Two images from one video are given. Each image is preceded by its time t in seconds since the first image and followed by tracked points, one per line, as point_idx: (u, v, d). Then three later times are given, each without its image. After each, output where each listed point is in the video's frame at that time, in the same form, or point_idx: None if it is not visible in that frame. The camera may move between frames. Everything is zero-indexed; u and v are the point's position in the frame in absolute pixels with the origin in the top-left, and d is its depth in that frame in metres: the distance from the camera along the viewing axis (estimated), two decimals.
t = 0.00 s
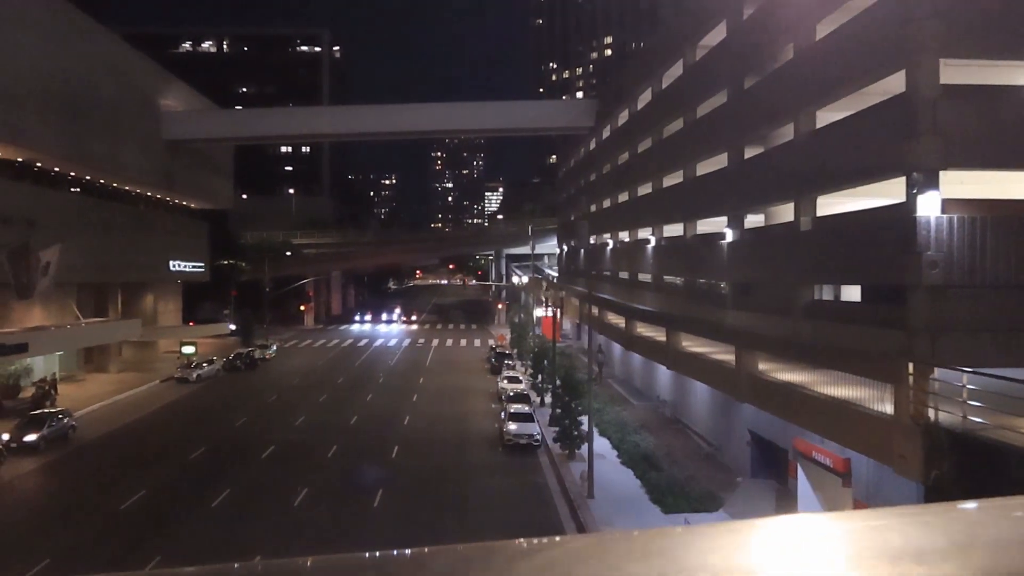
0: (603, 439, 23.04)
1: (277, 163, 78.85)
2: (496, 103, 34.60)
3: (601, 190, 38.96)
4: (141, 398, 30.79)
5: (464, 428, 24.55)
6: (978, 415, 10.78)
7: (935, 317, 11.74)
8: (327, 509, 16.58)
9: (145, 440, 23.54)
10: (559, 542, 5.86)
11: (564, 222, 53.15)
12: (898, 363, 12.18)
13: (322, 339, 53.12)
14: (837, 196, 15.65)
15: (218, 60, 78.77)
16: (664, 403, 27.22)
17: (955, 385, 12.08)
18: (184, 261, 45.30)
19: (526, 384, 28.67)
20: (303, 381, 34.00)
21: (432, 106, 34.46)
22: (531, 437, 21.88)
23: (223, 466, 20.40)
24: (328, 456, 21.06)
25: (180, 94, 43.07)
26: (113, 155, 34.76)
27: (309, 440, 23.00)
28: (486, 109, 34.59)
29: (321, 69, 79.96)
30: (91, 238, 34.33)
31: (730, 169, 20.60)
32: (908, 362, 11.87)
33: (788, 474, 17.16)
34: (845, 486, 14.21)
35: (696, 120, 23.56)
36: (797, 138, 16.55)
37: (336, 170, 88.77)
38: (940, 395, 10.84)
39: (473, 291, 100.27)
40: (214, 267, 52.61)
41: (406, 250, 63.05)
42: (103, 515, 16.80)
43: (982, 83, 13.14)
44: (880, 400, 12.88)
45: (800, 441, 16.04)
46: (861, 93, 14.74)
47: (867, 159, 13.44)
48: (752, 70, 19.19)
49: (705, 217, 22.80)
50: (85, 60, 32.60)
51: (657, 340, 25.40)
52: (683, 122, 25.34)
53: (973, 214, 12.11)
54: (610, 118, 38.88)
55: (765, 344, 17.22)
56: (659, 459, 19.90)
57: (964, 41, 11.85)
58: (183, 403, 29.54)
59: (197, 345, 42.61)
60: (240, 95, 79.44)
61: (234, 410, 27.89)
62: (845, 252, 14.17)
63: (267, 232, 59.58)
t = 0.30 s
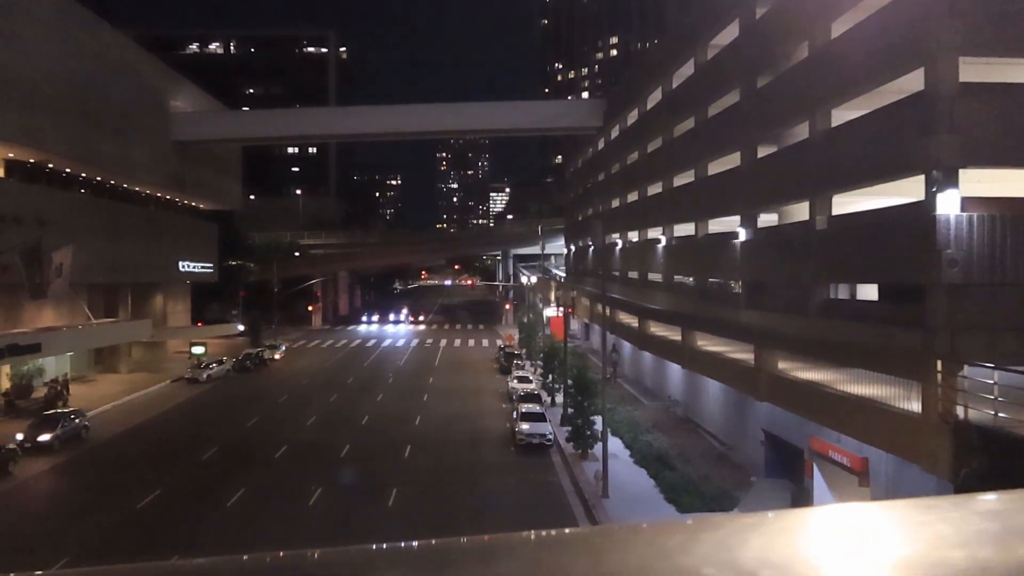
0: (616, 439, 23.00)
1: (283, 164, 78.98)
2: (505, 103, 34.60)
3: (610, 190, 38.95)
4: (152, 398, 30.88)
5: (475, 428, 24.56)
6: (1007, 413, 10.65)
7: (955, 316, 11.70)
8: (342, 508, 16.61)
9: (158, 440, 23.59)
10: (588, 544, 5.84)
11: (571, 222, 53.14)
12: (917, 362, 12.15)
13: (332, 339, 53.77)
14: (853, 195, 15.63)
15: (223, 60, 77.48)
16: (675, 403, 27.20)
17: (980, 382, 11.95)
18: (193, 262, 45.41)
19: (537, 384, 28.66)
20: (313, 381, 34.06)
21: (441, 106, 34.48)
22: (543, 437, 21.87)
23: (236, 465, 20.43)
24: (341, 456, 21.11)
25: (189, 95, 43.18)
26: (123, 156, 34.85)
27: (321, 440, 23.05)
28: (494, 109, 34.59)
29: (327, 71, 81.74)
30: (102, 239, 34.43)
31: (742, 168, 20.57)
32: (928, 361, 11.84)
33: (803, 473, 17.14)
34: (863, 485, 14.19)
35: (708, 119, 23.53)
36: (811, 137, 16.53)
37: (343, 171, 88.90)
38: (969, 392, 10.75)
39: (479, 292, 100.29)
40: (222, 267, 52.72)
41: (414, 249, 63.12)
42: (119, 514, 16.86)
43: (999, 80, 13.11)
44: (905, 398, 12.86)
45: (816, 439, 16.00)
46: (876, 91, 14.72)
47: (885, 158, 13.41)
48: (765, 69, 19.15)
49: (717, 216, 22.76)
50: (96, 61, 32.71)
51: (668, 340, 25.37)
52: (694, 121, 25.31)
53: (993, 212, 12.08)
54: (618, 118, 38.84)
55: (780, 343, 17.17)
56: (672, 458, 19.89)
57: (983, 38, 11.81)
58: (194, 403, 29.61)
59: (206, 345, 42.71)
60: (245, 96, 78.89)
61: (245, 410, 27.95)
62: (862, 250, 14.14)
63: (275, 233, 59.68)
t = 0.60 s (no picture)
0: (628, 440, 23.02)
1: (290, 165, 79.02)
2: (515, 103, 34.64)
3: (619, 190, 38.92)
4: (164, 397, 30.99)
5: (487, 428, 24.59)
6: None
7: (974, 318, 11.68)
8: (356, 508, 16.63)
9: (171, 439, 23.70)
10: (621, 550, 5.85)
11: (579, 223, 53.13)
12: (936, 365, 12.12)
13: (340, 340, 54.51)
14: (869, 196, 15.61)
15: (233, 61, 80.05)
16: (685, 404, 27.21)
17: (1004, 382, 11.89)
18: (202, 262, 45.55)
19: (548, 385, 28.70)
20: (323, 381, 34.14)
21: (450, 107, 34.54)
22: (555, 437, 21.92)
23: (251, 465, 20.49)
24: (354, 456, 21.14)
25: (198, 95, 43.30)
26: (134, 157, 34.98)
27: (333, 440, 23.11)
28: (504, 109, 34.62)
29: (334, 71, 80.05)
30: (113, 239, 34.57)
31: (756, 169, 20.55)
32: (949, 363, 11.79)
33: (819, 474, 17.10)
34: (880, 486, 14.14)
35: (720, 120, 23.52)
36: (827, 138, 16.49)
37: (351, 172, 89.13)
38: (993, 394, 10.72)
39: (487, 292, 100.41)
40: (231, 268, 52.87)
41: (422, 250, 63.21)
42: (135, 513, 16.94)
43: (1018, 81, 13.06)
44: (926, 399, 12.81)
45: (832, 441, 15.97)
46: (893, 92, 14.70)
47: (902, 159, 13.39)
48: (779, 70, 19.14)
49: (730, 216, 22.75)
50: (107, 62, 32.85)
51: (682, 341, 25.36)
52: (706, 122, 25.32)
53: (1013, 213, 12.03)
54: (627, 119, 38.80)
55: (795, 344, 17.16)
56: (684, 459, 19.90)
57: (1003, 38, 11.78)
58: (206, 402, 29.73)
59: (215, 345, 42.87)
60: (254, 96, 80.42)
61: (256, 410, 28.01)
62: (879, 251, 14.12)
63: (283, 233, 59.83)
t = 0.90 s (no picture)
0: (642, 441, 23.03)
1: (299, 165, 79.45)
2: (526, 104, 34.63)
3: (630, 191, 38.92)
4: (176, 396, 31.14)
5: (500, 428, 24.63)
6: None
7: (996, 320, 11.65)
8: (372, 507, 16.68)
9: (185, 437, 23.82)
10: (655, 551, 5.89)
11: (588, 223, 53.11)
12: (958, 366, 12.09)
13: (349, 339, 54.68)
14: (886, 197, 15.60)
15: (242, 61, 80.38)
16: (697, 405, 27.22)
17: None
18: (213, 262, 45.71)
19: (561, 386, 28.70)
20: (334, 381, 34.24)
21: (462, 107, 34.58)
22: (569, 438, 21.95)
23: (266, 464, 20.56)
24: (368, 455, 21.19)
25: (210, 95, 43.43)
26: (147, 157, 35.14)
27: (346, 439, 23.18)
28: (516, 110, 34.62)
29: (343, 72, 80.21)
30: (126, 238, 34.75)
31: (770, 170, 20.52)
32: (971, 365, 11.76)
33: (835, 476, 17.07)
34: (898, 487, 14.12)
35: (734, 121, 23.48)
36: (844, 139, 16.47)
37: (359, 172, 89.32)
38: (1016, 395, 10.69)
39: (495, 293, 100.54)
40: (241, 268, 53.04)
41: (431, 250, 63.30)
42: (152, 511, 17.03)
43: None
44: (957, 399, 12.78)
45: (850, 442, 15.95)
46: (911, 92, 14.68)
47: (922, 160, 13.36)
48: (795, 70, 19.11)
49: (744, 217, 22.72)
50: (121, 62, 33.00)
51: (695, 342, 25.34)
52: (719, 123, 25.30)
53: None
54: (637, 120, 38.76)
55: (812, 345, 17.13)
56: (699, 460, 19.90)
57: None
58: (218, 402, 29.84)
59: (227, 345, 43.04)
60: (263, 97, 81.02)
61: (268, 409, 28.08)
62: (897, 252, 14.09)
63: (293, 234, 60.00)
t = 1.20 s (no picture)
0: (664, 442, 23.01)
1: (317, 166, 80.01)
2: (546, 105, 34.64)
3: (650, 192, 38.85)
4: (200, 396, 31.46)
5: (522, 429, 24.69)
6: None
7: None
8: (397, 507, 16.76)
9: (211, 437, 24.06)
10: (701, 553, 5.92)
11: (607, 224, 53.03)
12: (991, 368, 11.98)
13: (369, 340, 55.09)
14: (915, 197, 15.48)
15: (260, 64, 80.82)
16: (719, 407, 27.15)
17: None
18: (234, 263, 46.08)
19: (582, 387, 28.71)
20: (355, 381, 34.45)
21: (482, 109, 34.64)
22: (591, 439, 21.99)
23: (290, 463, 20.72)
24: (391, 455, 21.31)
25: (231, 97, 43.74)
26: (170, 159, 35.49)
27: (368, 439, 23.31)
28: (536, 110, 34.63)
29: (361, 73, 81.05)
30: (150, 239, 35.10)
31: (795, 170, 20.43)
32: (1003, 366, 11.65)
33: (863, 478, 16.96)
34: (928, 490, 14.02)
35: (757, 121, 23.37)
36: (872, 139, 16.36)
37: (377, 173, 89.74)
38: None
39: (512, 293, 100.75)
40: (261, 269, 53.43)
41: (449, 251, 63.46)
42: (181, 509, 17.21)
43: None
44: (993, 400, 12.67)
45: (879, 444, 15.84)
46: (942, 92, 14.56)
47: (952, 160, 13.27)
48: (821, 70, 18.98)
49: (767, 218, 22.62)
50: (144, 65, 33.34)
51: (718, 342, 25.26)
52: (741, 123, 25.19)
53: None
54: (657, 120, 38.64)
55: (839, 347, 17.02)
56: (723, 462, 19.86)
57: None
58: (241, 401, 30.11)
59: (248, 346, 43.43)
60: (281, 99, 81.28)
61: (292, 409, 28.30)
62: (927, 253, 13.99)
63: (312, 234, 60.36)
